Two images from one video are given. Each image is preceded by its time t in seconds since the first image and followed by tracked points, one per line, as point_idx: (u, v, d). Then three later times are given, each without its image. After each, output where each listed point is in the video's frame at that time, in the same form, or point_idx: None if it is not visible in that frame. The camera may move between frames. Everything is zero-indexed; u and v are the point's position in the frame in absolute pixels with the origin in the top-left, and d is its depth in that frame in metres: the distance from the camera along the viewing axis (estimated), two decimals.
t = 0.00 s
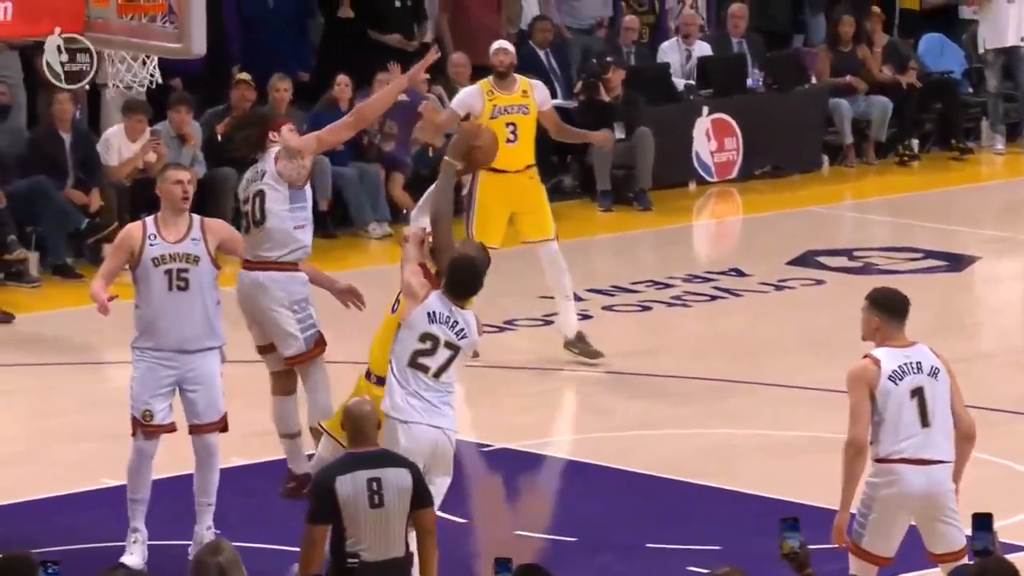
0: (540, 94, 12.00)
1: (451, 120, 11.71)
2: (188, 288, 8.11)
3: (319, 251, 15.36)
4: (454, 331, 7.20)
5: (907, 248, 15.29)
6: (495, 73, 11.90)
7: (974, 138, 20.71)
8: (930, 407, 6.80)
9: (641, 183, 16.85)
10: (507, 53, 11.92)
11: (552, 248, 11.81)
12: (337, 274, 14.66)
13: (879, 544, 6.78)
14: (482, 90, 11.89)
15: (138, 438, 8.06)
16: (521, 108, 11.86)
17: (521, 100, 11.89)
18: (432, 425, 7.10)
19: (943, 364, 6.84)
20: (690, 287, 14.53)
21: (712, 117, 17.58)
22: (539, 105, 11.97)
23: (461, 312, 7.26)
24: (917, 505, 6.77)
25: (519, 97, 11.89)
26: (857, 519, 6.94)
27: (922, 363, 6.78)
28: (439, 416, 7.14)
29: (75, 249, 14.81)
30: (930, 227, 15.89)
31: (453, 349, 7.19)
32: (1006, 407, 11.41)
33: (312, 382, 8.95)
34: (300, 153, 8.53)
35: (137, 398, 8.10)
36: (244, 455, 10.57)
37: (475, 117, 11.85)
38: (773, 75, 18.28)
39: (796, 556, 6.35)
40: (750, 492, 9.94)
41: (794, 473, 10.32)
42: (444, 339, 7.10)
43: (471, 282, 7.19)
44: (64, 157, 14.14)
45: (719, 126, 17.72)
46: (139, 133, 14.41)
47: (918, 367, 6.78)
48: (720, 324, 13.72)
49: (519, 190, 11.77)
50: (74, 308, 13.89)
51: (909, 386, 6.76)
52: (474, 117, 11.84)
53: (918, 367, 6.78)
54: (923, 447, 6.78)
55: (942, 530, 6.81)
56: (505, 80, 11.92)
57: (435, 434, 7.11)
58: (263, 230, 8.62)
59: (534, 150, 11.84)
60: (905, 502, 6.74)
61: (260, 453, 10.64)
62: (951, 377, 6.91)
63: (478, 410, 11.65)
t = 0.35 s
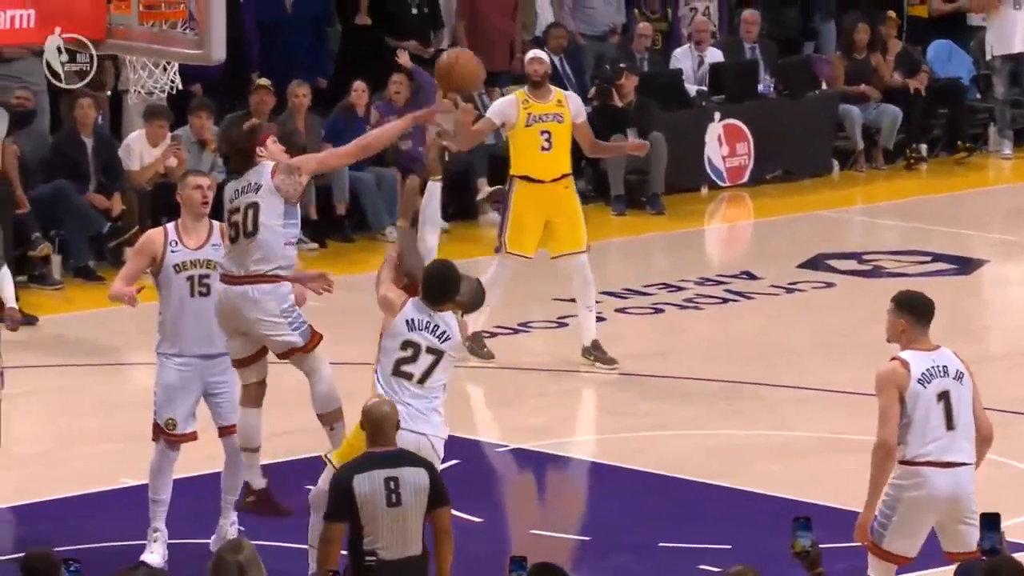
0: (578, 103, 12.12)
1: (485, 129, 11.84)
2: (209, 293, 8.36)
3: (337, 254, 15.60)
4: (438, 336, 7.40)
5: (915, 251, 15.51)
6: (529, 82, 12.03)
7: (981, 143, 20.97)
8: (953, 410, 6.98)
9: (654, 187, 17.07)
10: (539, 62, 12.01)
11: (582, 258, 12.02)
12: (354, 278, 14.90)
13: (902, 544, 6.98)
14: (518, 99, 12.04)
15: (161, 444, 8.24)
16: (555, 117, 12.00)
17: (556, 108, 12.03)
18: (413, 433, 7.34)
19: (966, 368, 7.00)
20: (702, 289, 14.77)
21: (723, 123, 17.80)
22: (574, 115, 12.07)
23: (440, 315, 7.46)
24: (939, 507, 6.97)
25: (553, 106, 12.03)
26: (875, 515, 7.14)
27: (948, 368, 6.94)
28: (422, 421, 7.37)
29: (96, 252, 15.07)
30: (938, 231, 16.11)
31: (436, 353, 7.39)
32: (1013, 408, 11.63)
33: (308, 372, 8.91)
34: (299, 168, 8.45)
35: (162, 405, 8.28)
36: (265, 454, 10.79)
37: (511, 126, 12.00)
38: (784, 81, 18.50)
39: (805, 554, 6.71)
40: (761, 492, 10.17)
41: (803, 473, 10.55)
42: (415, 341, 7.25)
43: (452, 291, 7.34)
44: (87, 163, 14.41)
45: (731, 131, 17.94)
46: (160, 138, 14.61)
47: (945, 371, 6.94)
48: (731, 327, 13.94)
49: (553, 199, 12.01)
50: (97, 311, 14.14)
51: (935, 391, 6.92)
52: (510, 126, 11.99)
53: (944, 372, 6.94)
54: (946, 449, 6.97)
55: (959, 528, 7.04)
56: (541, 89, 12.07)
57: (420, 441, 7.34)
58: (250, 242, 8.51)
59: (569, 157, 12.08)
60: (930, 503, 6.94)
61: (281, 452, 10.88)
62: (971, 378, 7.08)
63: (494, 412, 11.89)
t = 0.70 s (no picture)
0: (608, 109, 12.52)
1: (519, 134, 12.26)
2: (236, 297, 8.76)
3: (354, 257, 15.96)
4: (422, 357, 7.43)
5: (920, 255, 15.85)
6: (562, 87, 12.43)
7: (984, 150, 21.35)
8: (972, 408, 7.10)
9: (664, 191, 17.42)
10: (572, 67, 12.43)
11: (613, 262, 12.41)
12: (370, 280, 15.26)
13: (920, 538, 7.11)
14: (552, 104, 12.42)
15: (186, 442, 8.54)
16: (588, 120, 12.38)
17: (588, 112, 12.41)
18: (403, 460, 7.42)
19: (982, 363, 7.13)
20: (712, 292, 15.12)
21: (731, 129, 18.19)
22: (605, 121, 12.48)
23: (421, 333, 7.46)
24: (957, 502, 7.10)
25: (586, 110, 12.41)
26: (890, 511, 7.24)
27: (968, 366, 7.07)
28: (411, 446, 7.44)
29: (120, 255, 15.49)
30: (943, 236, 16.44)
31: (422, 374, 7.44)
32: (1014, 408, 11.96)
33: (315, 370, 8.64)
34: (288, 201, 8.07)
35: (189, 408, 8.60)
36: (287, 451, 11.16)
37: (545, 130, 12.38)
38: (792, 88, 18.87)
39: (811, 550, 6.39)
40: (767, 490, 10.50)
41: (808, 472, 10.89)
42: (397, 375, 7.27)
43: (426, 310, 7.35)
44: (111, 169, 14.80)
45: (738, 137, 18.33)
46: (182, 144, 14.94)
47: (965, 369, 7.06)
48: (740, 328, 14.29)
49: (589, 202, 12.39)
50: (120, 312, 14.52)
51: (957, 388, 7.04)
52: (544, 131, 12.37)
53: (965, 370, 7.06)
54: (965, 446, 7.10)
55: (968, 522, 7.21)
56: (574, 95, 12.46)
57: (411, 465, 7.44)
58: (247, 273, 8.10)
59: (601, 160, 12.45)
60: (948, 499, 7.07)
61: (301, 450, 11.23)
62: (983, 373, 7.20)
63: (508, 412, 12.24)
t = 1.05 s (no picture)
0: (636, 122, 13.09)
1: (547, 145, 12.87)
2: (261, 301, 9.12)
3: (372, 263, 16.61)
4: (410, 392, 7.73)
5: (915, 262, 16.48)
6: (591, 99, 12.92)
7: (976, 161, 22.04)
8: (978, 404, 7.53)
9: (670, 201, 18.05)
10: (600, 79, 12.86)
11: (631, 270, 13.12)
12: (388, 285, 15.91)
13: (929, 531, 7.55)
14: (579, 115, 12.95)
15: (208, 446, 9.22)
16: (613, 133, 12.94)
17: (614, 125, 12.95)
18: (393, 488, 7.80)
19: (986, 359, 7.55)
20: (715, 297, 15.75)
21: (735, 141, 18.86)
22: (630, 134, 13.02)
23: (407, 366, 7.76)
24: (964, 494, 7.55)
25: (612, 123, 12.95)
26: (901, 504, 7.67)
27: (975, 364, 7.49)
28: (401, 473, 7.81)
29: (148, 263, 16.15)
30: (938, 243, 17.07)
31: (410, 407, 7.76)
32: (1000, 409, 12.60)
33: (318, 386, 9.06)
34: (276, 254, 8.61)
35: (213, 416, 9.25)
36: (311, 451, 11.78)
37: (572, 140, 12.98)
38: (792, 102, 19.52)
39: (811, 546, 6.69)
40: (766, 488, 11.13)
41: (805, 470, 11.51)
42: (401, 408, 7.61)
43: (409, 344, 7.64)
44: (138, 179, 15.43)
45: (740, 149, 19.00)
46: (207, 155, 15.47)
47: (972, 366, 7.48)
48: (743, 333, 14.92)
49: (613, 210, 13.09)
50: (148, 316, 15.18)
51: (964, 385, 7.47)
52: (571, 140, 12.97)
53: (972, 368, 7.49)
54: (970, 441, 7.54)
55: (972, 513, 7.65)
56: (601, 106, 12.97)
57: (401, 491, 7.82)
58: (245, 321, 8.62)
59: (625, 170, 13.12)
60: (956, 491, 7.52)
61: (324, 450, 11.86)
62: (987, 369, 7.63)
63: (521, 412, 12.87)
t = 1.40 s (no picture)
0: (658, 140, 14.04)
1: (578, 156, 13.81)
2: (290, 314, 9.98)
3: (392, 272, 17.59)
4: (397, 409, 8.32)
5: (904, 271, 17.42)
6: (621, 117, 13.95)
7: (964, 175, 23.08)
8: (974, 400, 8.35)
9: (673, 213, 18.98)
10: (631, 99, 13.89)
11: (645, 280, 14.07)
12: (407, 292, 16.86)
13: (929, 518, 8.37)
14: (608, 132, 13.98)
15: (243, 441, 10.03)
16: (639, 149, 13.90)
17: (640, 142, 13.94)
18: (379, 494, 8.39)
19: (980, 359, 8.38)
20: (716, 304, 16.69)
21: (734, 157, 19.84)
22: (656, 150, 14.01)
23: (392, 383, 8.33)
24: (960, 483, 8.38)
25: (638, 140, 13.94)
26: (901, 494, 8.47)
27: (971, 363, 8.32)
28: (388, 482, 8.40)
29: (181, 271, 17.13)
30: (928, 253, 18.01)
31: (398, 424, 8.34)
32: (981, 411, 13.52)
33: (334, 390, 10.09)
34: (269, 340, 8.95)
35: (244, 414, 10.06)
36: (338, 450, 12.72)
37: (600, 154, 13.94)
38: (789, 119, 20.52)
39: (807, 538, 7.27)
40: (761, 484, 12.05)
41: (798, 467, 12.44)
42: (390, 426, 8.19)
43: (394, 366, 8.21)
44: (172, 192, 16.36)
45: (740, 164, 19.99)
46: (236, 170, 16.40)
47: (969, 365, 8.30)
48: (741, 338, 15.85)
49: (638, 220, 14.01)
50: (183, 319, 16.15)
51: (962, 382, 8.30)
52: (599, 154, 13.93)
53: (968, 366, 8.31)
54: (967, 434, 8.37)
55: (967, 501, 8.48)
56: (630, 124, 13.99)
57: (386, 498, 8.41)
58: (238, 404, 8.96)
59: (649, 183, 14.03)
60: (955, 481, 8.34)
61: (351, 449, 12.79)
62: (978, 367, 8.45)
63: (534, 414, 13.81)
